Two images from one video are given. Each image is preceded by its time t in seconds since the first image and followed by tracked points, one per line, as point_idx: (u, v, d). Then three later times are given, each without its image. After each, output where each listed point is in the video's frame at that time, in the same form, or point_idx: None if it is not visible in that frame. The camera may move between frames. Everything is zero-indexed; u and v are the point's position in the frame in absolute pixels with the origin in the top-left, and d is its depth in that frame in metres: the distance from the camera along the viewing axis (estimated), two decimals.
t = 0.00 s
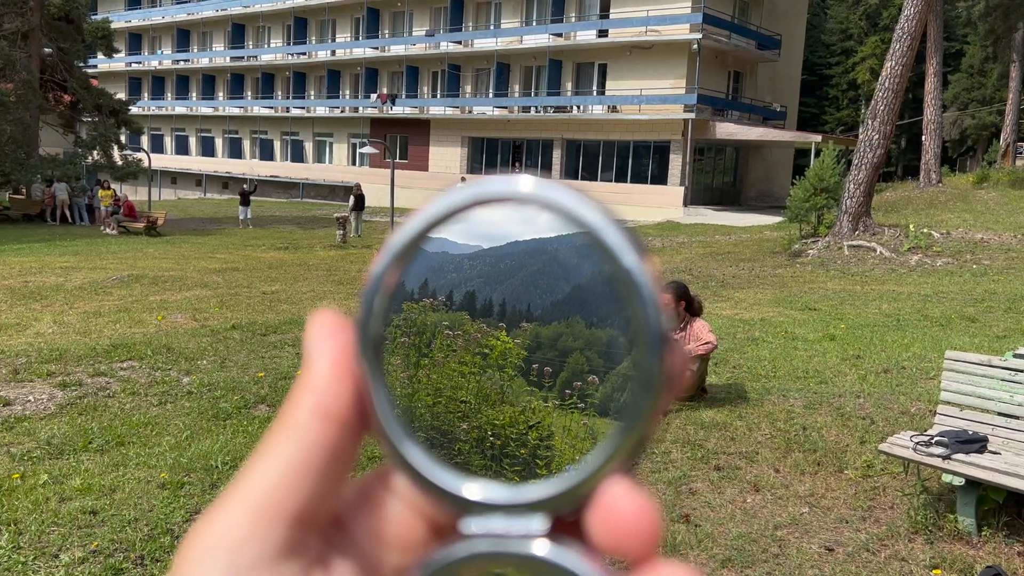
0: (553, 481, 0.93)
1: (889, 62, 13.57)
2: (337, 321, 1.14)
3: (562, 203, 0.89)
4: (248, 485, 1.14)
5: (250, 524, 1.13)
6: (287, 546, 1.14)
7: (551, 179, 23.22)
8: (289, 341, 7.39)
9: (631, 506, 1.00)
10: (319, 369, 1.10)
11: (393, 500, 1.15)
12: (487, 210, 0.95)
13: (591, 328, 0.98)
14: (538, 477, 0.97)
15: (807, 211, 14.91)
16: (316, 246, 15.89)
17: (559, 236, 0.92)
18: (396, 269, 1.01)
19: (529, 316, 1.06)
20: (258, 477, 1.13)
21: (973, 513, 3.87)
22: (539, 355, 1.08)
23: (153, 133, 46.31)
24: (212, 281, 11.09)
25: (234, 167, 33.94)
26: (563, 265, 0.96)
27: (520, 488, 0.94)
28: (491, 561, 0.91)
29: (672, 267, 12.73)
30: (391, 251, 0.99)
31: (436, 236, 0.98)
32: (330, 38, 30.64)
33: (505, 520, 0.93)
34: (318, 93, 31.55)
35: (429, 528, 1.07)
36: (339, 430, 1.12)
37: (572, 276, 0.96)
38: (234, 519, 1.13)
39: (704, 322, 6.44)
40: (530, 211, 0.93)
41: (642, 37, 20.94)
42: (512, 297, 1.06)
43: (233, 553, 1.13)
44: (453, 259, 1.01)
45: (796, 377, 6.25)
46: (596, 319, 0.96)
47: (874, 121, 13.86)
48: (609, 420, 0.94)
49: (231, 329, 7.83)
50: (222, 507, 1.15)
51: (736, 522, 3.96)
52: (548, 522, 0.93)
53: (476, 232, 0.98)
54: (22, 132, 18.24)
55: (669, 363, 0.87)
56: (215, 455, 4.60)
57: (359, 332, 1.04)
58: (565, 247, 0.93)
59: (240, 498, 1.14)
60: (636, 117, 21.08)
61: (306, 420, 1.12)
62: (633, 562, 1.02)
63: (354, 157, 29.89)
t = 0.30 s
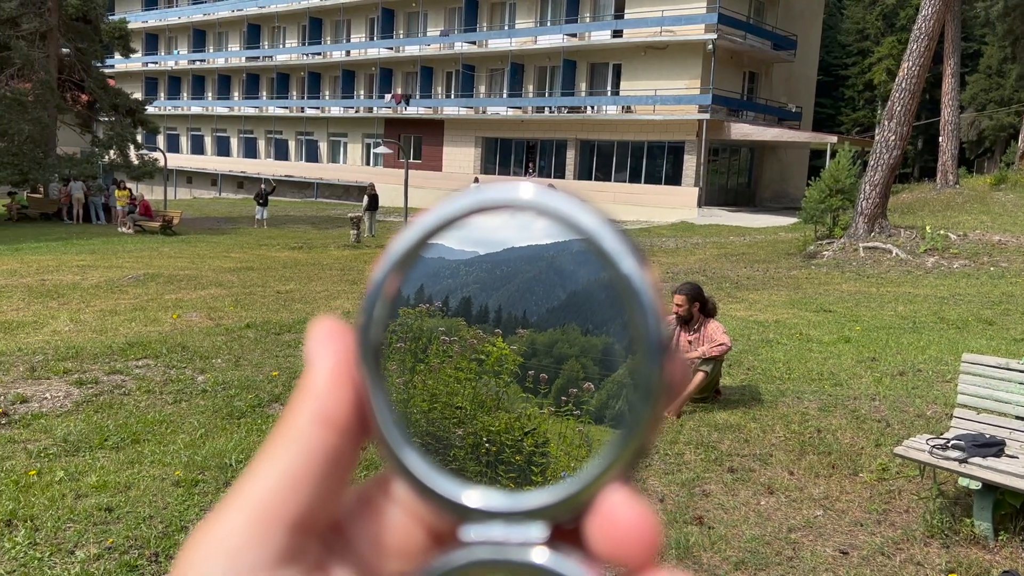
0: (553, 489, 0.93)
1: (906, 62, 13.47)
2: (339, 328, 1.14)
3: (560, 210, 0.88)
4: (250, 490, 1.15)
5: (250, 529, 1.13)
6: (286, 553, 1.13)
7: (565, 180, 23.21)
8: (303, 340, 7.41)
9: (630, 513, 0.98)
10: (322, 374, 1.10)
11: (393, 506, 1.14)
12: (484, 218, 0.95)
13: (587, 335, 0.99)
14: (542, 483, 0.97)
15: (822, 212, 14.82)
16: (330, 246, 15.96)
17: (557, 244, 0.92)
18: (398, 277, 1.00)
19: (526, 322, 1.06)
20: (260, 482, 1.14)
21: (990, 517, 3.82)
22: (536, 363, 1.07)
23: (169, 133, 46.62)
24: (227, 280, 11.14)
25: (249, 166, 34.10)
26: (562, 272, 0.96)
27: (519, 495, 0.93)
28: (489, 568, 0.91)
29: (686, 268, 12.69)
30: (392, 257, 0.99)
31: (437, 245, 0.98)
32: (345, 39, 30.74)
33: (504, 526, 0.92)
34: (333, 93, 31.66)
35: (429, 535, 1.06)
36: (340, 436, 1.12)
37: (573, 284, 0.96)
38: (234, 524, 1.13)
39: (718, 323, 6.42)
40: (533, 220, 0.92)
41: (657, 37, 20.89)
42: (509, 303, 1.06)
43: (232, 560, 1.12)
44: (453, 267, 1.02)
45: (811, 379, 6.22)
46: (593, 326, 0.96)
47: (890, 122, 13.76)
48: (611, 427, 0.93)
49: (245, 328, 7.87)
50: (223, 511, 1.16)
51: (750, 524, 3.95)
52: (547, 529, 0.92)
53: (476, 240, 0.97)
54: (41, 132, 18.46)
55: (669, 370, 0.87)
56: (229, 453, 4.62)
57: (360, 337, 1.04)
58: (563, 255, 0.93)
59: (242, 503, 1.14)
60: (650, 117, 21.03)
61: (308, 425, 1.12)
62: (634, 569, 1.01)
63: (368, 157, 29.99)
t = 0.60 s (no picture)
0: (556, 488, 0.93)
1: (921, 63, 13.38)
2: (340, 326, 1.15)
3: (561, 209, 0.88)
4: (252, 489, 1.15)
5: (250, 531, 1.13)
6: (288, 551, 1.14)
7: (577, 180, 23.22)
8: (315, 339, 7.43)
9: (632, 516, 0.98)
10: (323, 374, 1.11)
11: (395, 507, 1.14)
12: (482, 218, 0.95)
13: (576, 327, 1.01)
14: (543, 483, 0.97)
15: (836, 213, 14.75)
16: (343, 245, 16.02)
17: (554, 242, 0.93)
18: (397, 277, 1.01)
19: (513, 317, 1.08)
20: (260, 482, 1.14)
21: (1006, 522, 3.78)
22: (524, 357, 1.09)
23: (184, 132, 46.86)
24: (241, 279, 11.19)
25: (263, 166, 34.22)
26: (557, 265, 0.97)
27: (522, 495, 0.94)
28: (494, 567, 0.91)
29: (699, 268, 12.66)
30: (394, 256, 1.00)
31: (437, 244, 0.98)
32: (358, 39, 30.82)
33: (506, 526, 0.92)
34: (347, 93, 31.75)
35: (429, 535, 1.07)
36: (341, 436, 1.12)
37: (570, 280, 0.97)
38: (234, 525, 1.13)
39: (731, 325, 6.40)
40: (533, 220, 0.92)
41: (671, 37, 20.84)
42: (496, 298, 1.08)
43: (233, 560, 1.12)
44: (449, 264, 1.02)
45: (824, 382, 6.18)
46: (582, 320, 0.99)
47: (905, 123, 13.67)
48: (613, 423, 0.94)
49: (258, 326, 7.92)
50: (224, 511, 1.16)
51: (763, 526, 3.93)
52: (549, 530, 0.92)
53: (470, 236, 0.97)
54: (57, 131, 18.70)
55: (672, 370, 0.88)
56: (242, 450, 4.64)
57: (361, 335, 1.05)
58: (560, 253, 0.95)
59: (243, 503, 1.14)
60: (663, 117, 20.98)
61: (309, 425, 1.13)
62: (635, 569, 1.01)
63: (380, 157, 30.10)
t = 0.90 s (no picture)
0: (554, 483, 0.93)
1: (936, 63, 13.30)
2: (341, 322, 1.15)
3: (558, 201, 0.87)
4: (253, 484, 1.15)
5: (253, 524, 1.14)
6: (290, 546, 1.14)
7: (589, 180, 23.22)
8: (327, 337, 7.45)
9: (632, 508, 0.99)
10: (322, 370, 1.11)
11: (396, 501, 1.14)
12: (476, 214, 0.95)
13: (567, 317, 1.03)
14: (543, 476, 0.97)
15: (849, 214, 14.67)
16: (355, 244, 16.04)
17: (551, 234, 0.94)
18: (398, 273, 1.01)
19: (504, 306, 1.12)
20: (261, 476, 1.14)
21: (1020, 524, 3.74)
22: (515, 345, 1.15)
23: (197, 130, 47.07)
24: (253, 277, 11.24)
25: (276, 165, 34.34)
26: (552, 253, 0.98)
27: (522, 488, 0.94)
28: (494, 562, 0.91)
29: (711, 269, 12.63)
30: (393, 250, 0.99)
31: (436, 237, 0.98)
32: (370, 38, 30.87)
33: (506, 520, 0.92)
34: (359, 93, 31.82)
35: (430, 530, 1.07)
36: (341, 431, 1.12)
37: (571, 269, 0.97)
38: (236, 518, 1.14)
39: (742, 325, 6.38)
40: (529, 212, 0.91)
41: (683, 37, 20.80)
42: (487, 288, 1.12)
43: (234, 554, 1.13)
44: (445, 256, 1.03)
45: (837, 383, 6.15)
46: (574, 310, 1.01)
47: (920, 123, 13.58)
48: (617, 415, 0.94)
49: (271, 325, 7.94)
50: (227, 504, 1.16)
51: (775, 528, 3.92)
52: (550, 524, 0.92)
53: (469, 228, 0.97)
54: (72, 130, 18.87)
55: (672, 365, 0.87)
56: (253, 448, 4.66)
57: (361, 330, 1.04)
58: (556, 245, 0.96)
59: (246, 496, 1.15)
60: (675, 117, 20.94)
61: (308, 420, 1.13)
62: (634, 563, 1.01)
63: (392, 156, 30.18)
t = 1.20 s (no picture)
0: (556, 483, 0.93)
1: (950, 63, 13.21)
2: (343, 322, 1.14)
3: (558, 201, 0.87)
4: (256, 485, 1.16)
5: (257, 523, 1.14)
6: (292, 545, 1.15)
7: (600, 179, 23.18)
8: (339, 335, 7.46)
9: (636, 507, 0.99)
10: (325, 370, 1.11)
11: (400, 499, 1.15)
12: (475, 215, 0.94)
13: (558, 316, 1.05)
14: (544, 478, 0.97)
15: (861, 214, 14.65)
16: (366, 242, 16.06)
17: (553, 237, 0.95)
18: (400, 273, 1.00)
19: (497, 303, 1.12)
20: (265, 477, 1.15)
21: None
22: (508, 343, 1.13)
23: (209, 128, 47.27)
24: (265, 275, 11.27)
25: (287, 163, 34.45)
26: (553, 249, 0.98)
27: (525, 489, 0.94)
28: (497, 562, 0.91)
29: (722, 269, 12.59)
30: (398, 251, 0.99)
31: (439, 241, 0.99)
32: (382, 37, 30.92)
33: (507, 521, 0.93)
34: (370, 91, 31.88)
35: (434, 530, 1.08)
36: (343, 431, 1.13)
37: (578, 270, 0.96)
38: (241, 518, 1.14)
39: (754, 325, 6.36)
40: (528, 209, 0.91)
41: (695, 36, 20.75)
42: (479, 285, 1.11)
43: (238, 555, 1.14)
44: (442, 253, 1.02)
45: (849, 384, 6.13)
46: (566, 310, 1.03)
47: (933, 124, 13.49)
48: (618, 416, 0.94)
49: (283, 323, 7.97)
50: (230, 505, 1.17)
51: (785, 529, 3.91)
52: (552, 524, 0.92)
53: (467, 230, 0.97)
54: (85, 127, 19.01)
55: (677, 366, 0.87)
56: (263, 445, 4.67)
57: (365, 330, 1.04)
58: (556, 245, 0.96)
59: (249, 496, 1.15)
60: (687, 116, 20.90)
61: (311, 419, 1.13)
62: (638, 563, 1.01)
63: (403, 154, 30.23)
